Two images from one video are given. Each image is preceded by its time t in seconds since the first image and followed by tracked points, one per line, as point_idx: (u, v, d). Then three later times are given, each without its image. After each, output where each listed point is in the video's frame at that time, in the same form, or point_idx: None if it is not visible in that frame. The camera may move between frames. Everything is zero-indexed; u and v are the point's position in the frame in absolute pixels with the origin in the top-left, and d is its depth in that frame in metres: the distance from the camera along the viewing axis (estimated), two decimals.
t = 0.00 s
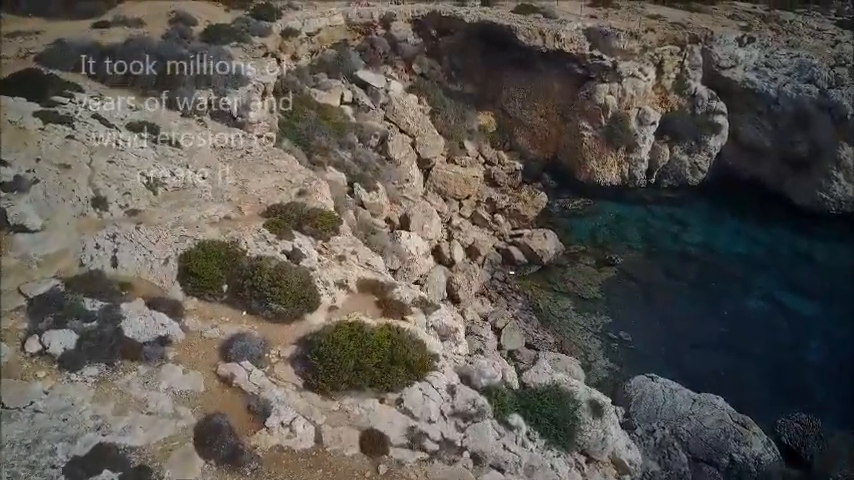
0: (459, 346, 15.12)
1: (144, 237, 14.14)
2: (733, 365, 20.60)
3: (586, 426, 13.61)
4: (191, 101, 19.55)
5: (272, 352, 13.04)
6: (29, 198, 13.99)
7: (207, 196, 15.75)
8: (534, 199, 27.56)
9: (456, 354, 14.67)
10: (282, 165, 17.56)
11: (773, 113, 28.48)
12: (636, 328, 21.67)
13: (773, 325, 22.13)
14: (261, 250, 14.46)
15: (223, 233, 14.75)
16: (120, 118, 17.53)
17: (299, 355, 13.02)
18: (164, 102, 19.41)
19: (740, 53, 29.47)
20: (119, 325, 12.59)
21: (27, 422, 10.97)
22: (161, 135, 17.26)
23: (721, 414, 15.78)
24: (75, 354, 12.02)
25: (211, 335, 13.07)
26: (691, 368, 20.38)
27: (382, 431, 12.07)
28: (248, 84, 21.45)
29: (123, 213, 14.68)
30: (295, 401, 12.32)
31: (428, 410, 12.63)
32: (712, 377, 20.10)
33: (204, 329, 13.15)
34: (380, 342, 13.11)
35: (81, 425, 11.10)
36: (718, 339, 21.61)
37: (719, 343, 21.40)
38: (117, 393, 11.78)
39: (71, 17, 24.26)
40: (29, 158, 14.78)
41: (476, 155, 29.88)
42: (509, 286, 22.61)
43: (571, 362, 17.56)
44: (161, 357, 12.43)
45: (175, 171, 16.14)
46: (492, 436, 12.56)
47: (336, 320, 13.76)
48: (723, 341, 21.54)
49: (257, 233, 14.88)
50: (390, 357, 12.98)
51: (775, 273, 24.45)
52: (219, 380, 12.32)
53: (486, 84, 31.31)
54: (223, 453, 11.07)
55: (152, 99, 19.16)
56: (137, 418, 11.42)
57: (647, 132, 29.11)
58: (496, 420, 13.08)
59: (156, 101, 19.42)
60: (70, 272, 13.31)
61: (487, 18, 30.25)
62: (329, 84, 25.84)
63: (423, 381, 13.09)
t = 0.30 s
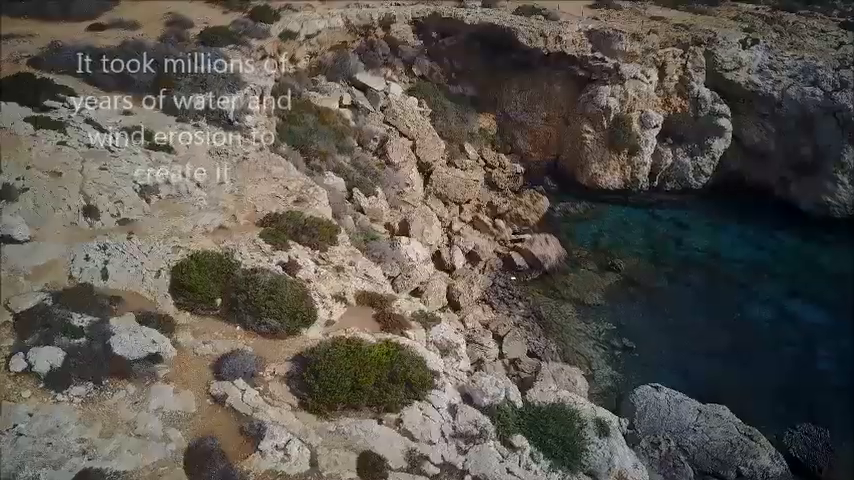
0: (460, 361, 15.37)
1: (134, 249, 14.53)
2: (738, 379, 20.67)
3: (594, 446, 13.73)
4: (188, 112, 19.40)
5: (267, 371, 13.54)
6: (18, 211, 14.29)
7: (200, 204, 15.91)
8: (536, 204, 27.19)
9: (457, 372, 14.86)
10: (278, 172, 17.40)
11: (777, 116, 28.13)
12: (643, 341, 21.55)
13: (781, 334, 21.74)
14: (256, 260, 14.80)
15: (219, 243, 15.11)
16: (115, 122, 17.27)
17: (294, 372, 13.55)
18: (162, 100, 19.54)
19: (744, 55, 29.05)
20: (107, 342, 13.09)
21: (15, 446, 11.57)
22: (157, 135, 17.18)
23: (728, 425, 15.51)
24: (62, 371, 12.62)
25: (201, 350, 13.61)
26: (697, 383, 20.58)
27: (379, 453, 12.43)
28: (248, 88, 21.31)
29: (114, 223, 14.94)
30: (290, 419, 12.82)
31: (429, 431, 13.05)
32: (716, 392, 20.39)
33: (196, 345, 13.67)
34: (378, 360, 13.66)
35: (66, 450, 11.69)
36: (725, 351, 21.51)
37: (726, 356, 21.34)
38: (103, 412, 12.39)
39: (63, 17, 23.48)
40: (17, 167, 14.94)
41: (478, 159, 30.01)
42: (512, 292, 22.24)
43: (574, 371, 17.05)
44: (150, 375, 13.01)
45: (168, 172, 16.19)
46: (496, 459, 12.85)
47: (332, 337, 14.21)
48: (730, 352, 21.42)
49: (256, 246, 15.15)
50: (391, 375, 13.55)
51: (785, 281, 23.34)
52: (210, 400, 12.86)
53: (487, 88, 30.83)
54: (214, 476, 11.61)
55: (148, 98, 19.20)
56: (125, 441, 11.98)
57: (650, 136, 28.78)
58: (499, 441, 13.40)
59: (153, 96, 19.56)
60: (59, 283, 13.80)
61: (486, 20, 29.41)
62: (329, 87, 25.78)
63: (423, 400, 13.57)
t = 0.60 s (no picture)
0: (461, 378, 15.29)
1: (126, 261, 13.92)
2: (744, 382, 19.76)
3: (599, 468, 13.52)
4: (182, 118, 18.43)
5: (260, 391, 12.91)
6: (4, 220, 13.35)
7: (195, 213, 15.31)
8: (538, 208, 26.75)
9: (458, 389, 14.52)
10: (276, 179, 17.30)
11: (782, 119, 27.97)
12: (644, 344, 20.96)
13: (785, 337, 21.12)
14: (252, 272, 14.36)
15: (214, 255, 14.69)
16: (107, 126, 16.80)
17: (289, 392, 12.88)
18: (160, 100, 18.04)
19: (747, 56, 28.85)
20: (96, 359, 12.33)
21: None
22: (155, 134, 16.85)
23: (735, 438, 15.15)
24: (45, 392, 11.76)
25: (195, 369, 12.96)
26: (700, 387, 19.71)
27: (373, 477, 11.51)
28: (245, 92, 21.02)
29: (105, 233, 14.31)
30: (284, 443, 12.04)
31: (429, 455, 12.28)
32: (720, 396, 19.43)
33: (187, 363, 13.03)
34: (376, 380, 12.86)
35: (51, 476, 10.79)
36: (729, 354, 20.62)
37: (729, 359, 20.47)
38: (89, 436, 11.56)
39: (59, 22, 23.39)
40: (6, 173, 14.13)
41: (478, 162, 29.49)
42: (513, 299, 22.01)
43: (577, 382, 16.53)
44: (140, 396, 12.21)
45: (165, 172, 15.45)
46: None
47: (329, 354, 13.63)
48: (733, 355, 20.56)
49: (251, 256, 14.72)
50: (390, 396, 12.77)
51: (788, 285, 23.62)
52: (201, 421, 12.14)
53: (487, 91, 30.30)
54: None
55: (145, 96, 17.47)
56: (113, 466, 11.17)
57: (652, 139, 28.59)
58: (502, 464, 12.99)
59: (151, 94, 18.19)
60: (47, 297, 12.99)
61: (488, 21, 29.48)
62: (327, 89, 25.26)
63: (423, 421, 12.79)
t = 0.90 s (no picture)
0: (463, 396, 14.49)
1: (117, 274, 13.48)
2: (748, 391, 19.71)
3: None
4: (175, 122, 18.96)
5: (253, 411, 12.29)
6: None
7: (188, 222, 14.87)
8: (539, 213, 26.38)
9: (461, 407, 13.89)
10: (271, 186, 16.66)
11: (786, 122, 27.51)
12: (648, 352, 20.59)
13: (788, 346, 21.27)
14: (245, 286, 13.75)
15: (206, 267, 14.05)
16: (100, 134, 16.66)
17: (285, 412, 12.26)
18: (156, 99, 19.06)
19: (751, 59, 28.46)
20: (82, 379, 11.96)
21: None
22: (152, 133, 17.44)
23: (742, 451, 14.91)
24: (30, 414, 11.35)
25: (186, 388, 12.43)
26: (704, 396, 19.42)
27: None
28: (241, 95, 20.98)
29: (96, 244, 13.89)
30: (278, 466, 11.51)
31: None
32: (724, 405, 19.19)
33: (178, 381, 12.51)
34: (375, 402, 12.14)
35: None
36: (734, 364, 20.62)
37: (734, 368, 20.45)
38: (74, 460, 11.16)
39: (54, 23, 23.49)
40: None
41: (479, 165, 29.02)
42: (515, 305, 21.59)
43: (581, 392, 16.07)
44: (128, 417, 11.78)
45: (162, 171, 15.95)
46: None
47: (326, 371, 12.99)
48: (737, 364, 20.56)
49: (245, 267, 14.14)
50: (390, 418, 12.01)
51: (792, 290, 23.62)
52: (192, 445, 11.65)
53: (488, 93, 30.01)
54: None
55: (143, 95, 18.78)
56: None
57: (655, 142, 28.15)
58: None
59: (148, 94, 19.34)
60: (34, 312, 12.60)
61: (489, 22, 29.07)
62: (326, 92, 24.92)
63: (423, 443, 12.14)
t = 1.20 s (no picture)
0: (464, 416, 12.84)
1: (107, 287, 12.85)
2: (753, 399, 19.34)
3: None
4: (170, 125, 18.60)
5: (247, 434, 11.30)
6: None
7: (181, 232, 14.40)
8: (541, 217, 25.99)
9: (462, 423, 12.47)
10: (267, 192, 16.22)
11: (789, 125, 27.28)
12: (651, 361, 20.24)
13: (793, 352, 20.90)
14: (237, 300, 12.97)
15: (199, 280, 13.37)
16: (92, 140, 16.59)
17: (278, 435, 11.28)
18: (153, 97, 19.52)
19: (755, 62, 28.02)
20: (69, 400, 11.22)
21: None
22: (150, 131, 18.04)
23: (749, 464, 14.42)
24: (13, 437, 10.67)
25: (177, 409, 11.53)
26: (708, 405, 19.06)
27: None
28: (239, 99, 20.38)
29: (86, 255, 13.41)
30: None
31: None
32: (730, 414, 18.82)
33: (168, 402, 11.64)
34: (373, 424, 11.23)
35: None
36: (738, 372, 20.26)
37: (738, 376, 20.07)
38: None
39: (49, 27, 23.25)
40: None
41: (479, 168, 28.32)
42: (516, 312, 21.25)
43: (584, 404, 15.47)
44: (116, 440, 10.93)
45: (160, 170, 16.26)
46: None
47: (322, 391, 12.06)
48: (742, 372, 20.21)
49: (239, 279, 13.47)
50: (389, 441, 11.07)
51: (796, 296, 23.29)
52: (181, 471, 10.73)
53: (489, 96, 29.80)
54: None
55: (140, 93, 19.21)
56: None
57: (657, 145, 27.69)
58: None
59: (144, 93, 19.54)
60: (20, 329, 12.09)
61: (489, 26, 28.90)
62: (324, 95, 24.55)
63: (423, 468, 11.06)
